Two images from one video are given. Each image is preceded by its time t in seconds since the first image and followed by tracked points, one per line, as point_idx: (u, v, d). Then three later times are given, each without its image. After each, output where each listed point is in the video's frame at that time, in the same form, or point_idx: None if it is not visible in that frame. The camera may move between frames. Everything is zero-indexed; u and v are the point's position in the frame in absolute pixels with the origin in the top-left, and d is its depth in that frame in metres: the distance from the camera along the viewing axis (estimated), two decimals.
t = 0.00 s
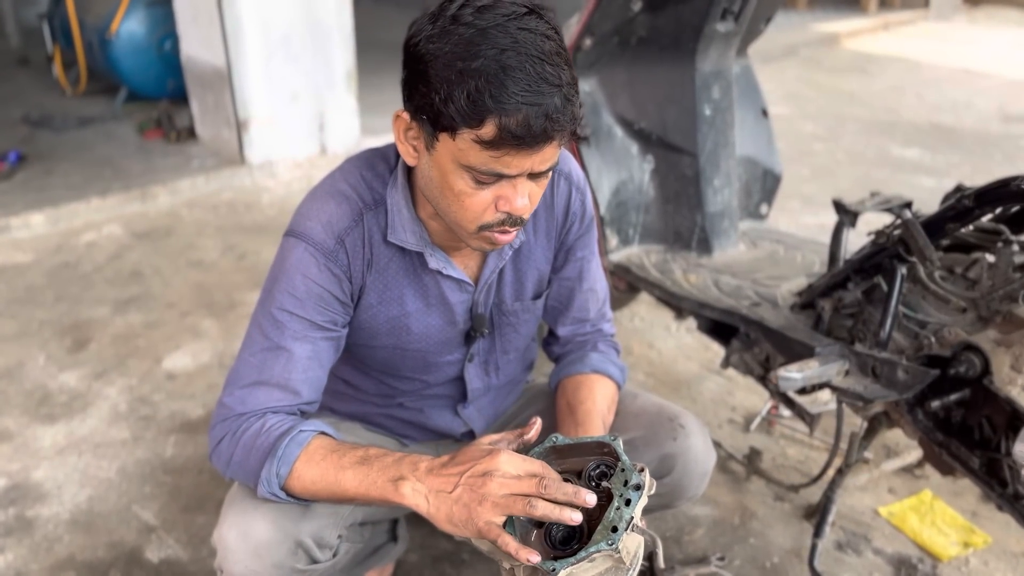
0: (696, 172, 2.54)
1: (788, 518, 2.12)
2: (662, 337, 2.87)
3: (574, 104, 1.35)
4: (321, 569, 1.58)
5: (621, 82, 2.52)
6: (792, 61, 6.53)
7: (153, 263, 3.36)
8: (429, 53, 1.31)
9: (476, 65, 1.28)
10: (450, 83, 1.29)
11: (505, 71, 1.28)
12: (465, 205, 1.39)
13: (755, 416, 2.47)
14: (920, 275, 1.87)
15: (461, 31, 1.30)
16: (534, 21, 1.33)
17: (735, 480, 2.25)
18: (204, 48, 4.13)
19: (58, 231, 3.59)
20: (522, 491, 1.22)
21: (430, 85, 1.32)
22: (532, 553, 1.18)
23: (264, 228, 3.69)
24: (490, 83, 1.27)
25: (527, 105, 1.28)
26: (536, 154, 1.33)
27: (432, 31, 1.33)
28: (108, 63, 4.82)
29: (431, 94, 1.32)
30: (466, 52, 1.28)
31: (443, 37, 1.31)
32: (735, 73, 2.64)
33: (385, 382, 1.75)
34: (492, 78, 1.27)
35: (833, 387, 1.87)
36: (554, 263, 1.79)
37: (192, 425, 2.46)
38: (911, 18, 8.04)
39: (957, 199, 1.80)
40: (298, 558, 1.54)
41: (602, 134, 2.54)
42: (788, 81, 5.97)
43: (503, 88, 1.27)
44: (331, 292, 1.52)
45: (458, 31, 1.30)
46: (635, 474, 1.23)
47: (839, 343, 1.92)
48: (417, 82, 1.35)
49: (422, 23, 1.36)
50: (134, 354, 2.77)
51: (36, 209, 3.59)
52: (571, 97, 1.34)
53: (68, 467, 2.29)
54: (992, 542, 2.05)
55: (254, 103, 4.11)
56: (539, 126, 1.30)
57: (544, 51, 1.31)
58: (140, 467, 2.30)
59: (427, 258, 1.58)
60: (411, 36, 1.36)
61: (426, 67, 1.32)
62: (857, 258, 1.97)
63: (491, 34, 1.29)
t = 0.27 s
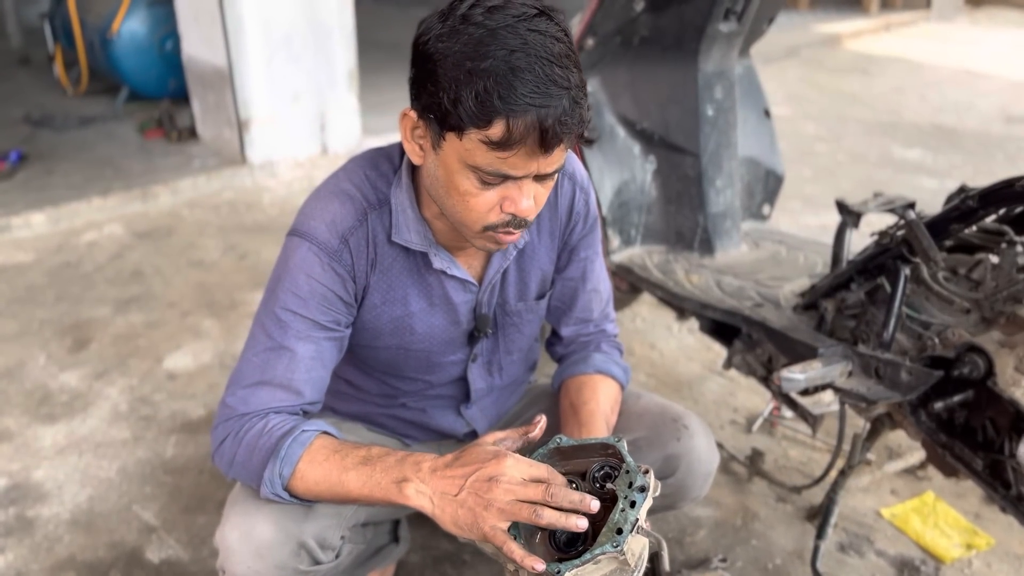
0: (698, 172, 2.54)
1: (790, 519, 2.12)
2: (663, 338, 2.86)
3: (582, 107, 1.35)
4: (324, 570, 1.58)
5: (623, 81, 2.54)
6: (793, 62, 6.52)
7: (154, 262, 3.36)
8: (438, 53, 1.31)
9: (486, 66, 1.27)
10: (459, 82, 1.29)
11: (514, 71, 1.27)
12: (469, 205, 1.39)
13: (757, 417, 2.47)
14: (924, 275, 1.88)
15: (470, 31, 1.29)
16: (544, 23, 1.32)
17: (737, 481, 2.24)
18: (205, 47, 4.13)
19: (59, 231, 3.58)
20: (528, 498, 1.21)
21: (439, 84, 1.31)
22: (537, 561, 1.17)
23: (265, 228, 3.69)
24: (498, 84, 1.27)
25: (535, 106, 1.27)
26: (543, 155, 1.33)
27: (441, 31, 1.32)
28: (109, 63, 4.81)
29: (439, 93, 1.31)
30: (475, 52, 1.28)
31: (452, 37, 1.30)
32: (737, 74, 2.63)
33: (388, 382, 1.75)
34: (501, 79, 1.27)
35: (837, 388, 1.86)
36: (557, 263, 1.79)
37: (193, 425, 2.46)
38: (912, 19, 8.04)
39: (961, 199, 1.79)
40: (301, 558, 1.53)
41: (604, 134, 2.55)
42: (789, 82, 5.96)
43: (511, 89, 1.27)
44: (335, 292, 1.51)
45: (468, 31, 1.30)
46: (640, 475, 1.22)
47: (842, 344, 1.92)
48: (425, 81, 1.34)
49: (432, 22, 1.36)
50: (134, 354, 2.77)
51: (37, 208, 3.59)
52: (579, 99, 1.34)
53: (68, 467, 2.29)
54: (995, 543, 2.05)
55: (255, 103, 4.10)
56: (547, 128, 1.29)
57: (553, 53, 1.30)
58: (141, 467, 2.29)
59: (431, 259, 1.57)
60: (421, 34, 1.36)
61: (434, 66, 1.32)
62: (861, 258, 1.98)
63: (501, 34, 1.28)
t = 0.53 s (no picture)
0: (699, 173, 2.54)
1: (791, 520, 2.12)
2: (664, 339, 2.86)
3: (587, 106, 1.35)
4: (324, 570, 1.58)
5: (624, 83, 2.54)
6: (795, 63, 6.53)
7: (156, 263, 3.36)
8: (446, 49, 1.31)
9: (494, 61, 1.28)
10: (466, 77, 1.29)
11: (522, 68, 1.28)
12: (472, 202, 1.38)
13: (759, 419, 2.47)
14: (925, 277, 1.89)
15: (478, 28, 1.30)
16: (552, 22, 1.33)
17: (738, 482, 2.24)
18: (207, 48, 4.14)
19: (61, 231, 3.59)
20: (514, 493, 1.21)
21: (446, 80, 1.31)
22: (524, 557, 1.19)
23: (266, 228, 3.69)
24: (506, 79, 1.27)
25: (542, 103, 1.28)
26: (549, 152, 1.33)
27: (449, 27, 1.33)
28: (111, 63, 4.82)
29: (446, 89, 1.32)
30: (484, 47, 1.29)
31: (461, 33, 1.31)
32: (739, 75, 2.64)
33: (389, 382, 1.75)
34: (509, 75, 1.27)
35: (837, 389, 1.87)
36: (558, 263, 1.79)
37: (194, 425, 2.46)
38: (914, 21, 8.04)
39: (962, 201, 1.79)
40: (302, 558, 1.54)
41: (606, 135, 2.55)
42: (791, 84, 5.97)
43: (519, 85, 1.27)
44: (335, 293, 1.51)
45: (476, 28, 1.30)
46: (646, 481, 1.23)
47: (842, 345, 1.92)
48: (431, 78, 1.34)
49: (440, 20, 1.37)
50: (136, 354, 2.77)
51: (39, 209, 3.59)
52: (585, 98, 1.34)
53: (70, 466, 2.29)
54: (996, 545, 2.05)
55: (256, 104, 4.10)
56: (554, 124, 1.30)
57: (561, 51, 1.31)
58: (142, 467, 2.30)
59: (432, 260, 1.58)
60: (428, 31, 1.36)
61: (442, 61, 1.32)
62: (862, 260, 1.98)
63: (510, 32, 1.29)
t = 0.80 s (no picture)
0: (701, 174, 2.54)
1: (793, 520, 2.12)
2: (666, 340, 2.87)
3: (592, 104, 1.36)
4: (327, 568, 1.58)
5: (626, 84, 2.54)
6: (797, 65, 6.53)
7: (159, 263, 3.37)
8: (450, 48, 1.32)
9: (500, 59, 1.28)
10: (472, 75, 1.30)
11: (527, 66, 1.28)
12: (476, 200, 1.39)
13: (760, 419, 2.47)
14: (926, 277, 1.90)
15: (483, 26, 1.31)
16: (556, 21, 1.34)
17: (740, 482, 2.25)
18: (211, 49, 4.15)
19: (65, 231, 3.60)
20: (522, 494, 1.21)
21: (451, 78, 1.32)
22: (529, 558, 1.19)
23: (269, 229, 3.70)
24: (512, 77, 1.28)
25: (547, 101, 1.28)
26: (553, 150, 1.33)
27: (454, 26, 1.33)
28: (115, 64, 4.83)
29: (450, 87, 1.32)
30: (489, 46, 1.29)
31: (465, 31, 1.32)
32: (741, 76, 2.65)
33: (392, 381, 1.76)
34: (514, 73, 1.28)
35: (839, 390, 1.87)
36: (561, 263, 1.79)
37: (198, 424, 2.47)
38: (916, 23, 8.04)
39: (963, 202, 1.80)
40: (305, 556, 1.54)
41: (608, 136, 2.55)
42: (793, 85, 5.97)
43: (524, 83, 1.28)
44: (339, 293, 1.52)
45: (481, 27, 1.31)
46: (650, 484, 1.24)
47: (844, 346, 1.92)
48: (436, 76, 1.35)
49: (445, 18, 1.37)
50: (139, 353, 2.78)
51: (42, 209, 3.60)
52: (589, 96, 1.35)
53: (74, 465, 2.30)
54: (997, 546, 2.05)
55: (260, 105, 4.12)
56: (559, 122, 1.30)
57: (565, 49, 1.32)
58: (146, 466, 2.30)
59: (436, 259, 1.58)
60: (433, 30, 1.37)
61: (447, 59, 1.32)
62: (864, 260, 1.99)
63: (515, 30, 1.30)
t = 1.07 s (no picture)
0: (703, 175, 2.54)
1: (795, 522, 2.12)
2: (668, 341, 2.86)
3: (598, 108, 1.36)
4: (328, 569, 1.58)
5: (628, 86, 2.55)
6: (799, 66, 6.53)
7: (161, 263, 3.37)
8: (458, 53, 1.32)
9: (508, 65, 1.28)
10: (481, 81, 1.29)
11: (535, 72, 1.28)
12: (484, 205, 1.39)
13: (763, 421, 2.47)
14: (930, 278, 1.88)
15: (490, 32, 1.30)
16: (563, 25, 1.34)
17: (742, 484, 2.24)
18: (213, 50, 4.15)
19: (67, 231, 3.60)
20: (532, 503, 1.21)
21: (460, 84, 1.32)
22: (534, 566, 1.21)
23: (271, 229, 3.70)
24: (521, 84, 1.28)
25: (555, 107, 1.28)
26: (561, 154, 1.34)
27: (460, 31, 1.33)
28: (117, 65, 4.84)
29: (459, 94, 1.32)
30: (497, 52, 1.29)
31: (472, 37, 1.31)
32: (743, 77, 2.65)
33: (395, 382, 1.75)
34: (523, 79, 1.28)
35: (841, 391, 1.86)
36: (563, 264, 1.79)
37: (199, 424, 2.47)
38: (919, 24, 8.03)
39: (967, 203, 1.80)
40: (306, 557, 1.54)
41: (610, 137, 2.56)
42: (795, 87, 5.97)
43: (532, 90, 1.28)
44: (342, 292, 1.52)
45: (488, 32, 1.30)
46: (653, 487, 1.23)
47: (847, 347, 1.92)
48: (444, 82, 1.34)
49: (451, 24, 1.36)
50: (141, 353, 2.78)
51: (45, 209, 3.61)
52: (596, 100, 1.35)
53: (75, 465, 2.30)
54: (1000, 548, 2.04)
55: (262, 106, 4.12)
56: (567, 128, 1.30)
57: (571, 54, 1.32)
58: (147, 466, 2.30)
59: (439, 260, 1.58)
60: (439, 36, 1.36)
61: (455, 66, 1.32)
62: (867, 261, 1.98)
63: (521, 36, 1.29)
